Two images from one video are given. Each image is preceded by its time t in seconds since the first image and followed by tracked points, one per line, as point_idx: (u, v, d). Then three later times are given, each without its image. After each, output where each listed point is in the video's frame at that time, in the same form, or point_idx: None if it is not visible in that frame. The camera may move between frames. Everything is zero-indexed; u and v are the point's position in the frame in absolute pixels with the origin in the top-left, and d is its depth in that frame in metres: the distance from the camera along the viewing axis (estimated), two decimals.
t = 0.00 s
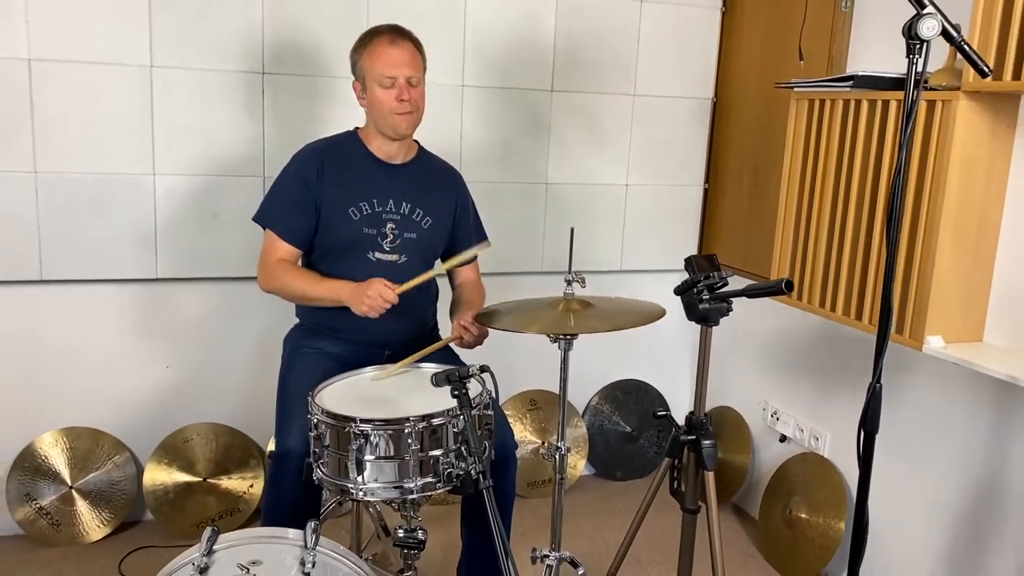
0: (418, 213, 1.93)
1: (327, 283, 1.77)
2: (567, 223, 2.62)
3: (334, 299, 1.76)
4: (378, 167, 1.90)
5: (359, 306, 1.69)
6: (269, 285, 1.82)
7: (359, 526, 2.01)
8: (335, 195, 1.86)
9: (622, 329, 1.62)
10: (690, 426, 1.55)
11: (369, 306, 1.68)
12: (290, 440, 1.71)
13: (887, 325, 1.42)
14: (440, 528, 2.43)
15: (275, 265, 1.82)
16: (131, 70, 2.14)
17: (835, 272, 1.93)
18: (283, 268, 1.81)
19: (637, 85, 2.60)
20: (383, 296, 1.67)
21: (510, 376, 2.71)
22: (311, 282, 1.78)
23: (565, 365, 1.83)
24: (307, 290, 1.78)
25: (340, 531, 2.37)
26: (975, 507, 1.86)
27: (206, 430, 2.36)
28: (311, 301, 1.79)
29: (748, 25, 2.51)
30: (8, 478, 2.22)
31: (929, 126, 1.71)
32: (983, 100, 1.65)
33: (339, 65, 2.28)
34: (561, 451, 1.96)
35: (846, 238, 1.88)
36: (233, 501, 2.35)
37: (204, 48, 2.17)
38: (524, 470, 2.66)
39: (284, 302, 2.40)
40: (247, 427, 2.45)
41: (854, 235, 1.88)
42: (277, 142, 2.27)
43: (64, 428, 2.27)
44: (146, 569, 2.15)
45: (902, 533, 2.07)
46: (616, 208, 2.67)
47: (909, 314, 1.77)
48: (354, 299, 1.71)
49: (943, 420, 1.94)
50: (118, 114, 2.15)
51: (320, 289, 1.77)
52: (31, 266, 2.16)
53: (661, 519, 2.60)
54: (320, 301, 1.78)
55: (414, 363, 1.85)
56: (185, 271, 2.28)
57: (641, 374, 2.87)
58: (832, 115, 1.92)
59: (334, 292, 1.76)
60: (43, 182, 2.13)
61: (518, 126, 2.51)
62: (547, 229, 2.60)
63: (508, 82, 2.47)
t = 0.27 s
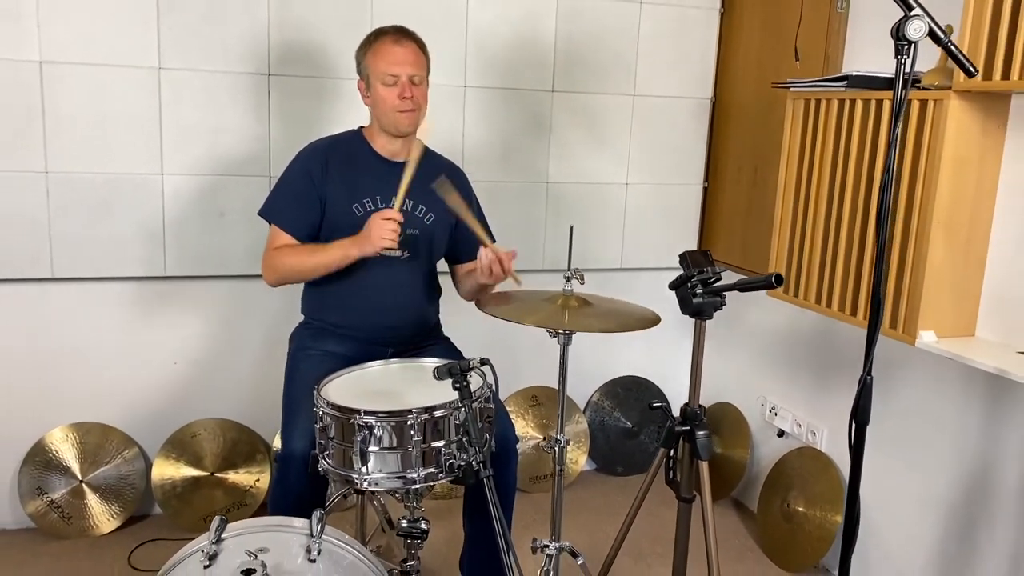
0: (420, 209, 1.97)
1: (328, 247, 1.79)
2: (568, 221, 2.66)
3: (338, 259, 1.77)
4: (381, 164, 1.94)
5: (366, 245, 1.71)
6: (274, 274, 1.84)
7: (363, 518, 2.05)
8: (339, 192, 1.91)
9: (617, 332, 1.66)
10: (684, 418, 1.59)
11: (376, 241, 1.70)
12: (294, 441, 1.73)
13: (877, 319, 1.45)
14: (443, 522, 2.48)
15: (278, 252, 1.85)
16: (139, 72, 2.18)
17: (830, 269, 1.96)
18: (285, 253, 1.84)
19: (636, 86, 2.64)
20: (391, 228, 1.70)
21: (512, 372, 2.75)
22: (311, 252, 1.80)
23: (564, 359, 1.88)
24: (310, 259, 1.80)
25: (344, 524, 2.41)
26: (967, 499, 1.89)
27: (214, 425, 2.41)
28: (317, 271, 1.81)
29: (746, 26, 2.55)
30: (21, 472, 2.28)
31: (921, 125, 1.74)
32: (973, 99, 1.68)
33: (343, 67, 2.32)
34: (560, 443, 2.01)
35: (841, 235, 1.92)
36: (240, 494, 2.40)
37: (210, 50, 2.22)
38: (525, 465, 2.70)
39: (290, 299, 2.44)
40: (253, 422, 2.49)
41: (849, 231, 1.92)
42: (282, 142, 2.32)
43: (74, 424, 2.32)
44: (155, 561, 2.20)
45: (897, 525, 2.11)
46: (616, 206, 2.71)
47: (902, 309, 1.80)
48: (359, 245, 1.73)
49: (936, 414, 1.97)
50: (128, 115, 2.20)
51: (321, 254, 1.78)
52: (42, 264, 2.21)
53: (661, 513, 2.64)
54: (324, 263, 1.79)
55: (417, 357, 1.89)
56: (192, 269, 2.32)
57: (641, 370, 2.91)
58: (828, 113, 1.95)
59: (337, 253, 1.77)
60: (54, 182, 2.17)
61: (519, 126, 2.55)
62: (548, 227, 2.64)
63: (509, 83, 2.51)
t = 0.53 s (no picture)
0: (424, 211, 2.01)
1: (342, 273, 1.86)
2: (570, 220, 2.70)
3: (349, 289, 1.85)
4: (385, 166, 1.98)
5: (375, 295, 1.78)
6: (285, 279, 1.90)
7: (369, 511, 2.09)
8: (345, 192, 1.95)
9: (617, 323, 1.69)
10: (681, 409, 1.61)
11: (385, 296, 1.77)
12: (300, 436, 1.79)
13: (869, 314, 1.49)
14: (447, 515, 2.52)
15: (290, 260, 1.90)
16: (149, 74, 2.23)
17: (826, 265, 2.00)
18: (298, 263, 1.90)
19: (637, 86, 2.68)
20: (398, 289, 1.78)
21: (515, 369, 2.79)
22: (325, 274, 1.87)
23: (565, 354, 1.91)
24: (321, 282, 1.86)
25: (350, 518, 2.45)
26: (961, 491, 1.93)
27: (221, 421, 2.46)
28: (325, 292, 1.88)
29: (745, 27, 2.58)
30: (33, 467, 2.33)
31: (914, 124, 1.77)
32: (965, 99, 1.72)
33: (348, 68, 2.37)
34: (561, 436, 2.05)
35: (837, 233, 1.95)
36: (248, 489, 2.44)
37: (218, 53, 2.26)
38: (527, 460, 2.74)
39: (296, 297, 2.48)
40: (261, 418, 2.54)
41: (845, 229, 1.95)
42: (289, 142, 2.36)
43: (85, 419, 2.37)
44: (164, 553, 2.24)
45: (892, 517, 2.14)
46: (617, 205, 2.75)
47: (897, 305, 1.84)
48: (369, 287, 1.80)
49: (931, 407, 2.01)
50: (137, 117, 2.24)
51: (333, 282, 1.85)
52: (54, 263, 2.26)
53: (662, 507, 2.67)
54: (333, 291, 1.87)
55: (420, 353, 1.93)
56: (201, 268, 2.37)
57: (642, 367, 2.94)
58: (824, 113, 1.99)
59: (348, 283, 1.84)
60: (65, 182, 2.22)
61: (522, 126, 2.59)
62: (550, 225, 2.68)
63: (511, 84, 2.56)
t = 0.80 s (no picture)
0: (428, 209, 2.06)
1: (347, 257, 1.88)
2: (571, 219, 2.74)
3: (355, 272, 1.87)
4: (390, 165, 2.02)
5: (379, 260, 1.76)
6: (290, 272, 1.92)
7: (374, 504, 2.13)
8: (351, 190, 1.99)
9: (614, 325, 1.73)
10: (677, 402, 1.66)
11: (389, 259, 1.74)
12: (309, 424, 1.83)
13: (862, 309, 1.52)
14: (450, 510, 2.56)
15: (294, 252, 1.92)
16: (158, 77, 2.27)
17: (823, 262, 2.03)
18: (301, 254, 1.92)
19: (637, 86, 2.72)
20: (406, 248, 1.74)
21: (517, 366, 2.83)
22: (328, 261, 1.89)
23: (564, 350, 1.95)
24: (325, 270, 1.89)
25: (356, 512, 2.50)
26: (955, 483, 1.96)
27: (229, 417, 2.49)
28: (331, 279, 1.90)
29: (743, 29, 2.62)
30: (45, 463, 2.37)
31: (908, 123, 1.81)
32: (957, 99, 1.75)
33: (353, 70, 2.41)
34: (561, 430, 2.09)
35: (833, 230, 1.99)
36: (255, 483, 2.49)
37: (225, 55, 2.31)
38: (528, 456, 2.78)
39: (302, 295, 2.53)
40: (268, 414, 2.58)
41: (841, 226, 1.98)
42: (294, 143, 2.40)
43: (95, 416, 2.41)
44: (174, 546, 2.29)
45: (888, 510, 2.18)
46: (618, 204, 2.79)
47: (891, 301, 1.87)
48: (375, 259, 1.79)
49: (925, 402, 2.04)
50: (146, 118, 2.29)
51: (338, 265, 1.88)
52: (65, 262, 2.31)
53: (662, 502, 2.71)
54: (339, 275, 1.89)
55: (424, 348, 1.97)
56: (208, 267, 2.41)
57: (643, 364, 2.98)
58: (821, 112, 2.02)
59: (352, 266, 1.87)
60: (76, 183, 2.27)
61: (523, 127, 2.63)
62: (551, 224, 2.72)
63: (513, 85, 2.60)
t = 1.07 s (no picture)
0: (432, 210, 2.10)
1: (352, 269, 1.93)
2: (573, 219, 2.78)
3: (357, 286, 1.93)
4: (394, 167, 2.07)
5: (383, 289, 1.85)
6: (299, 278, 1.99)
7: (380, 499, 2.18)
8: (356, 193, 2.03)
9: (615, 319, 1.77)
10: (676, 397, 1.70)
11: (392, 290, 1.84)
12: (316, 425, 1.88)
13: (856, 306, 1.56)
14: (454, 505, 2.61)
15: (302, 259, 1.99)
16: (166, 80, 2.32)
17: (820, 260, 2.07)
18: (309, 261, 1.98)
19: (637, 88, 2.75)
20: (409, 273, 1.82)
21: (520, 364, 2.87)
22: (333, 270, 1.95)
23: (567, 346, 1.99)
24: (331, 278, 1.95)
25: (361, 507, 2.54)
26: (950, 477, 2.00)
27: (237, 415, 2.53)
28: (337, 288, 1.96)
29: (742, 31, 2.66)
30: (56, 460, 2.42)
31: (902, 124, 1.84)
32: (951, 99, 1.78)
33: (357, 73, 2.45)
34: (563, 425, 2.12)
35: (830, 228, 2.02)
36: (263, 479, 2.53)
37: (233, 59, 2.35)
38: (531, 453, 2.83)
39: (307, 294, 2.57)
40: (275, 411, 2.62)
41: (838, 225, 2.02)
42: (300, 145, 2.45)
43: (105, 413, 2.46)
44: (183, 541, 2.33)
45: (885, 504, 2.22)
46: (620, 204, 2.82)
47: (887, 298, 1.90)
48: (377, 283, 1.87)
49: (921, 397, 2.08)
50: (155, 121, 2.33)
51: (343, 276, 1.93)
52: (76, 263, 2.35)
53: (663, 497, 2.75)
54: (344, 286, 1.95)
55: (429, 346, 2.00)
56: (216, 266, 2.46)
57: (645, 362, 3.02)
58: (818, 113, 2.06)
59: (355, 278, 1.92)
60: (86, 185, 2.31)
61: (525, 128, 2.67)
62: (553, 224, 2.76)
63: (515, 87, 2.63)
